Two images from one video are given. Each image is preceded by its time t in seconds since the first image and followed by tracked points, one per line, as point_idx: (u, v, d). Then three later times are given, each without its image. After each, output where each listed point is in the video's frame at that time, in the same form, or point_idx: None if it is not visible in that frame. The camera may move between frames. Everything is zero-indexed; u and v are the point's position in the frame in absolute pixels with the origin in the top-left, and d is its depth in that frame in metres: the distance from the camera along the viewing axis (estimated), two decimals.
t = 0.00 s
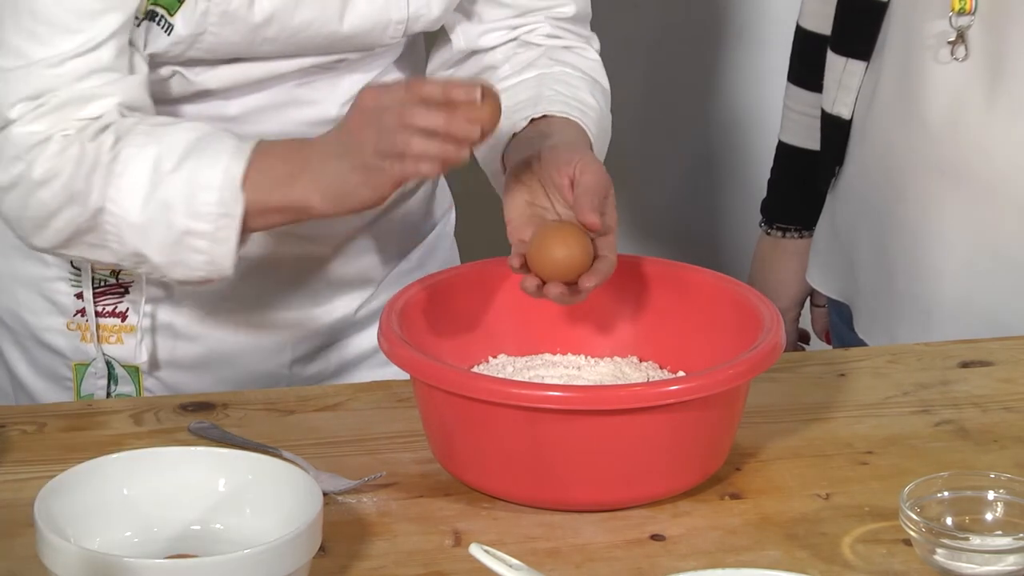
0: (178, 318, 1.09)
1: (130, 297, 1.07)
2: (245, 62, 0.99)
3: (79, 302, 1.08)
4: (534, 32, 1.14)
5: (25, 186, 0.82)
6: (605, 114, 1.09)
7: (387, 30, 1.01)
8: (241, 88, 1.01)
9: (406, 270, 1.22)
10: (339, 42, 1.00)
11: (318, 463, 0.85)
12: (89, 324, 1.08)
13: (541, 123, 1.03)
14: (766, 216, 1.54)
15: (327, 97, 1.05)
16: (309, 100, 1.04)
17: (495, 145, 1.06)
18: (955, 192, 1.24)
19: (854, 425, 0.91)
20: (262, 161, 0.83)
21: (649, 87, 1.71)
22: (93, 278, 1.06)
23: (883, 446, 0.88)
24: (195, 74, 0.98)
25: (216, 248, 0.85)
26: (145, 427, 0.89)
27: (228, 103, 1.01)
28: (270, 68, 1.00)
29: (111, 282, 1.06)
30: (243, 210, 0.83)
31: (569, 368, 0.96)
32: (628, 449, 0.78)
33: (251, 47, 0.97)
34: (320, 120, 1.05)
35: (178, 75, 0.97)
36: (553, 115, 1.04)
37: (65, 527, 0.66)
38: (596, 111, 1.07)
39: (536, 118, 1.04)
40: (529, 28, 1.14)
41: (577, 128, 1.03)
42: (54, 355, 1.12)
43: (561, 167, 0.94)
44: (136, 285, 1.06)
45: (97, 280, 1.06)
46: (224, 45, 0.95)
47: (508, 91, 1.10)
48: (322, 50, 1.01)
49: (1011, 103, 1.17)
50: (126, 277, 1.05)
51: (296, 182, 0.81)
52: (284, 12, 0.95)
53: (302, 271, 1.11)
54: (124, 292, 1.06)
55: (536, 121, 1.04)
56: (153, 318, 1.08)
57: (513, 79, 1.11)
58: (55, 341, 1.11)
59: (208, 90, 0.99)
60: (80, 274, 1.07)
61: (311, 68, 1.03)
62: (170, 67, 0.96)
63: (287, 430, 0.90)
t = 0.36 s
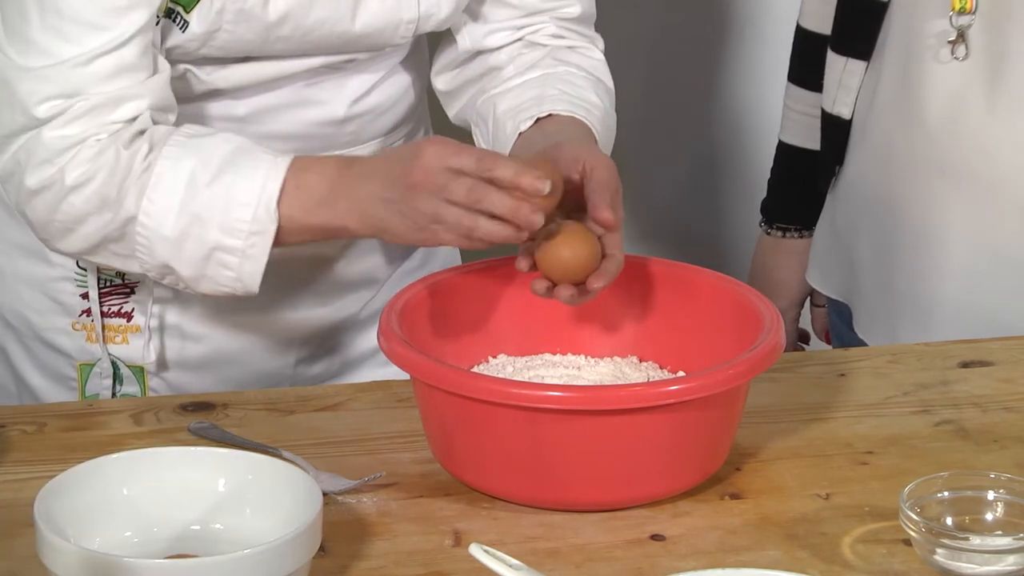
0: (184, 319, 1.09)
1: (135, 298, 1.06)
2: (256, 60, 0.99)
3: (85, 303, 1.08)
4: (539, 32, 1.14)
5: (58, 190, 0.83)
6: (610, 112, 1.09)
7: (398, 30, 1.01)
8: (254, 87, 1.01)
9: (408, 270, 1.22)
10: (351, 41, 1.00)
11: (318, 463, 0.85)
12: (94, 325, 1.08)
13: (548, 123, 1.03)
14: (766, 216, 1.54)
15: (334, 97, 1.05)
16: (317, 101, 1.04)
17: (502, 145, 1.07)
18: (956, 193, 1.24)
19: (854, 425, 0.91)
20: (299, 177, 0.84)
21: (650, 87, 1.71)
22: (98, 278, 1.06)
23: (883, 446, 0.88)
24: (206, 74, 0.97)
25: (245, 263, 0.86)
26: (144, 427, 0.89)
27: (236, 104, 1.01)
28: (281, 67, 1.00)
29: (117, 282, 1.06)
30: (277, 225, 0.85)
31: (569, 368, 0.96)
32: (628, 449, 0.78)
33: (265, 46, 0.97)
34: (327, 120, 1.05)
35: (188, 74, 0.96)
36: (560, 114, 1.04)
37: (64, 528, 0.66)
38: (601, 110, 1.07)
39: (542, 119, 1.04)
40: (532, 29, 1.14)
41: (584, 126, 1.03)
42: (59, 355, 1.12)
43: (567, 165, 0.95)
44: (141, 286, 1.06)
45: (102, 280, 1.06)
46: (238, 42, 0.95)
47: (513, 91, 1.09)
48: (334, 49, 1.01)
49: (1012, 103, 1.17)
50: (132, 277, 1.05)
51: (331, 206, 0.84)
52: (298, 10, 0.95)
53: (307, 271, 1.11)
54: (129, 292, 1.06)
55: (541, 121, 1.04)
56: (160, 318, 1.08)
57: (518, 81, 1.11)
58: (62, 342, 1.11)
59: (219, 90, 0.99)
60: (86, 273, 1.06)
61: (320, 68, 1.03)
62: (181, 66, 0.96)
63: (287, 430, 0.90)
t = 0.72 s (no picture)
0: (187, 318, 1.09)
1: (138, 296, 1.07)
2: (261, 58, 0.99)
3: (88, 301, 1.08)
4: (555, 26, 1.14)
5: (48, 187, 0.82)
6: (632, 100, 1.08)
7: (402, 29, 1.01)
8: (258, 86, 1.01)
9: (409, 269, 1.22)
10: (356, 40, 1.00)
11: (317, 463, 0.85)
12: (97, 323, 1.08)
13: (573, 115, 1.04)
14: (766, 216, 1.54)
15: (338, 97, 1.05)
16: (322, 100, 1.04)
17: (525, 143, 1.07)
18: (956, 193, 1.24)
19: (854, 425, 0.91)
20: (284, 196, 0.83)
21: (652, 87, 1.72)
22: (101, 277, 1.06)
23: (883, 446, 0.88)
24: (211, 72, 0.97)
25: (228, 278, 0.85)
26: (144, 427, 0.89)
27: (240, 103, 1.01)
28: (285, 66, 1.00)
29: (120, 281, 1.06)
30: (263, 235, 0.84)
31: (569, 368, 0.96)
32: (628, 450, 0.78)
33: (270, 44, 0.97)
34: (331, 120, 1.05)
35: (193, 71, 0.96)
36: (581, 107, 1.04)
37: (64, 529, 0.66)
38: (623, 98, 1.06)
39: (563, 113, 1.04)
40: (548, 23, 1.14)
41: (606, 116, 1.03)
42: (61, 354, 1.12)
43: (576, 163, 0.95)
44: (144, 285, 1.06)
45: (105, 280, 1.06)
46: (242, 40, 0.95)
47: (533, 89, 1.09)
48: (339, 48, 1.01)
49: (1012, 104, 1.17)
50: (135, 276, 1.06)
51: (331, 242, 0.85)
52: (303, 8, 0.95)
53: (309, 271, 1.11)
54: (131, 291, 1.06)
55: (564, 116, 1.04)
56: (164, 318, 1.08)
57: (539, 77, 1.11)
58: (65, 340, 1.11)
59: (222, 88, 0.99)
60: (89, 273, 1.07)
61: (324, 67, 1.03)
62: (185, 63, 0.96)
63: (287, 430, 0.90)
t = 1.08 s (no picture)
0: (187, 318, 1.09)
1: (139, 296, 1.07)
2: (263, 56, 0.99)
3: (88, 301, 1.08)
4: (567, 23, 1.14)
5: (52, 177, 0.82)
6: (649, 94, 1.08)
7: (404, 27, 1.01)
8: (259, 84, 1.01)
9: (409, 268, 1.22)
10: (357, 37, 1.00)
11: (317, 463, 0.85)
12: (98, 323, 1.08)
13: (590, 112, 1.04)
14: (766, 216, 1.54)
15: (340, 95, 1.05)
16: (323, 98, 1.04)
17: (546, 143, 1.07)
18: (955, 194, 1.24)
19: (853, 425, 0.91)
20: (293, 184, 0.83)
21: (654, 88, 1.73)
22: (102, 277, 1.06)
23: (882, 446, 0.88)
24: (212, 69, 0.97)
25: (235, 264, 0.84)
26: (143, 428, 0.89)
27: (242, 101, 1.01)
28: (286, 63, 1.00)
29: (120, 281, 1.06)
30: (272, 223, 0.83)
31: (569, 368, 0.95)
32: (628, 450, 0.78)
33: (272, 41, 0.97)
34: (331, 119, 1.05)
35: (194, 69, 0.97)
36: (600, 102, 1.04)
37: (64, 528, 0.66)
38: (640, 92, 1.06)
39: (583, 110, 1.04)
40: (563, 20, 1.14)
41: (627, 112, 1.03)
42: (62, 354, 1.12)
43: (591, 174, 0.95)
44: (144, 285, 1.06)
45: (106, 279, 1.06)
46: (243, 37, 0.95)
47: (549, 89, 1.09)
48: (340, 45, 1.01)
49: (1012, 105, 1.17)
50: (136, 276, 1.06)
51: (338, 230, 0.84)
52: (305, 5, 0.95)
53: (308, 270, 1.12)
54: (132, 291, 1.07)
55: (584, 113, 1.04)
56: (165, 317, 1.09)
57: (553, 76, 1.11)
58: (66, 340, 1.11)
59: (223, 86, 0.99)
60: (90, 273, 1.06)
61: (325, 66, 1.03)
62: (187, 61, 0.96)
63: (287, 430, 0.89)
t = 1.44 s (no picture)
0: (187, 318, 1.09)
1: (138, 296, 1.07)
2: (264, 55, 0.99)
3: (88, 301, 1.08)
4: (571, 25, 1.14)
5: (74, 175, 0.81)
6: (650, 102, 1.08)
7: (403, 27, 1.02)
8: (258, 83, 1.01)
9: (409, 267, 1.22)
10: (357, 37, 1.00)
11: (317, 463, 0.85)
12: (97, 323, 1.08)
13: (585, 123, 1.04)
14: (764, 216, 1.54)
15: (339, 95, 1.05)
16: (322, 98, 1.04)
17: (546, 154, 1.08)
18: (955, 194, 1.24)
19: (853, 425, 0.91)
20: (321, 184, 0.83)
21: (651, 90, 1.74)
22: (101, 276, 1.06)
23: (882, 446, 0.88)
24: (212, 68, 0.98)
25: (258, 262, 0.84)
26: (143, 427, 0.89)
27: (241, 101, 1.01)
28: (285, 62, 1.00)
29: (120, 280, 1.06)
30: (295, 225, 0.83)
31: (569, 368, 0.95)
32: (627, 450, 0.78)
33: (272, 39, 0.97)
34: (330, 118, 1.05)
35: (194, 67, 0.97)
36: (594, 112, 1.04)
37: (64, 528, 0.66)
38: (639, 100, 1.06)
39: (578, 120, 1.05)
40: (566, 22, 1.14)
41: (621, 124, 1.03)
42: (61, 354, 1.12)
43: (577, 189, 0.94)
44: (144, 285, 1.06)
45: (105, 279, 1.06)
46: (243, 35, 0.95)
47: (549, 98, 1.10)
48: (340, 45, 1.01)
49: (1010, 106, 1.17)
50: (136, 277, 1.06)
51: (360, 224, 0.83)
52: (305, 5, 0.95)
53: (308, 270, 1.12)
54: (132, 291, 1.07)
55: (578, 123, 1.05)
56: (165, 317, 1.09)
57: (555, 83, 1.11)
58: (66, 341, 1.11)
59: (223, 86, 0.99)
60: (90, 272, 1.06)
61: (325, 66, 1.03)
62: (187, 58, 0.96)
63: (287, 431, 0.89)
